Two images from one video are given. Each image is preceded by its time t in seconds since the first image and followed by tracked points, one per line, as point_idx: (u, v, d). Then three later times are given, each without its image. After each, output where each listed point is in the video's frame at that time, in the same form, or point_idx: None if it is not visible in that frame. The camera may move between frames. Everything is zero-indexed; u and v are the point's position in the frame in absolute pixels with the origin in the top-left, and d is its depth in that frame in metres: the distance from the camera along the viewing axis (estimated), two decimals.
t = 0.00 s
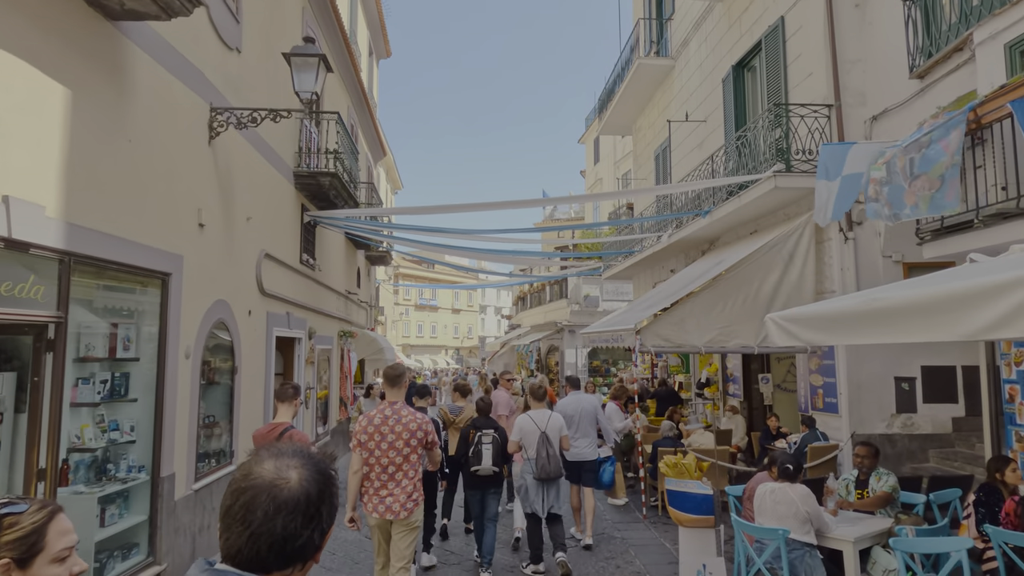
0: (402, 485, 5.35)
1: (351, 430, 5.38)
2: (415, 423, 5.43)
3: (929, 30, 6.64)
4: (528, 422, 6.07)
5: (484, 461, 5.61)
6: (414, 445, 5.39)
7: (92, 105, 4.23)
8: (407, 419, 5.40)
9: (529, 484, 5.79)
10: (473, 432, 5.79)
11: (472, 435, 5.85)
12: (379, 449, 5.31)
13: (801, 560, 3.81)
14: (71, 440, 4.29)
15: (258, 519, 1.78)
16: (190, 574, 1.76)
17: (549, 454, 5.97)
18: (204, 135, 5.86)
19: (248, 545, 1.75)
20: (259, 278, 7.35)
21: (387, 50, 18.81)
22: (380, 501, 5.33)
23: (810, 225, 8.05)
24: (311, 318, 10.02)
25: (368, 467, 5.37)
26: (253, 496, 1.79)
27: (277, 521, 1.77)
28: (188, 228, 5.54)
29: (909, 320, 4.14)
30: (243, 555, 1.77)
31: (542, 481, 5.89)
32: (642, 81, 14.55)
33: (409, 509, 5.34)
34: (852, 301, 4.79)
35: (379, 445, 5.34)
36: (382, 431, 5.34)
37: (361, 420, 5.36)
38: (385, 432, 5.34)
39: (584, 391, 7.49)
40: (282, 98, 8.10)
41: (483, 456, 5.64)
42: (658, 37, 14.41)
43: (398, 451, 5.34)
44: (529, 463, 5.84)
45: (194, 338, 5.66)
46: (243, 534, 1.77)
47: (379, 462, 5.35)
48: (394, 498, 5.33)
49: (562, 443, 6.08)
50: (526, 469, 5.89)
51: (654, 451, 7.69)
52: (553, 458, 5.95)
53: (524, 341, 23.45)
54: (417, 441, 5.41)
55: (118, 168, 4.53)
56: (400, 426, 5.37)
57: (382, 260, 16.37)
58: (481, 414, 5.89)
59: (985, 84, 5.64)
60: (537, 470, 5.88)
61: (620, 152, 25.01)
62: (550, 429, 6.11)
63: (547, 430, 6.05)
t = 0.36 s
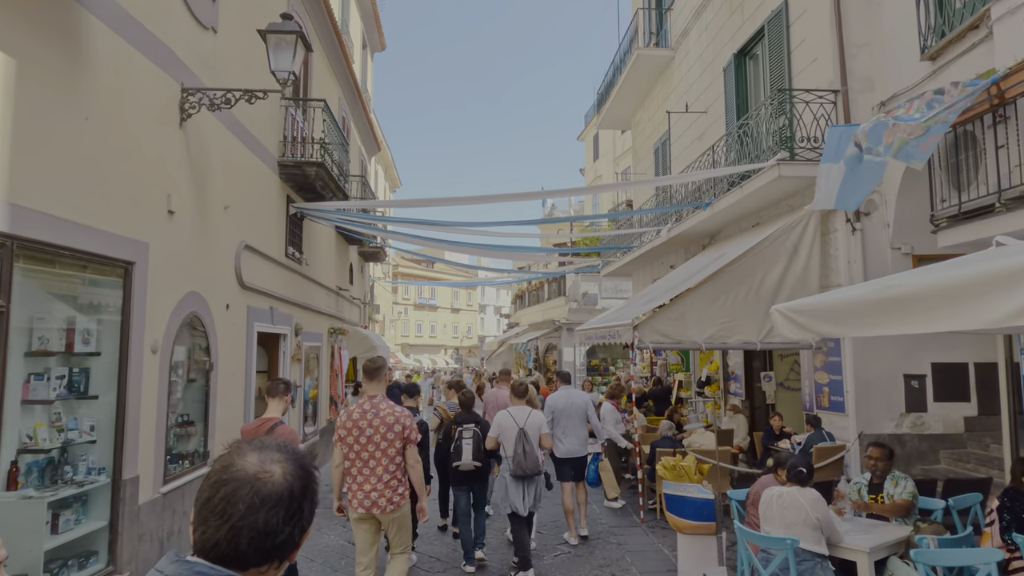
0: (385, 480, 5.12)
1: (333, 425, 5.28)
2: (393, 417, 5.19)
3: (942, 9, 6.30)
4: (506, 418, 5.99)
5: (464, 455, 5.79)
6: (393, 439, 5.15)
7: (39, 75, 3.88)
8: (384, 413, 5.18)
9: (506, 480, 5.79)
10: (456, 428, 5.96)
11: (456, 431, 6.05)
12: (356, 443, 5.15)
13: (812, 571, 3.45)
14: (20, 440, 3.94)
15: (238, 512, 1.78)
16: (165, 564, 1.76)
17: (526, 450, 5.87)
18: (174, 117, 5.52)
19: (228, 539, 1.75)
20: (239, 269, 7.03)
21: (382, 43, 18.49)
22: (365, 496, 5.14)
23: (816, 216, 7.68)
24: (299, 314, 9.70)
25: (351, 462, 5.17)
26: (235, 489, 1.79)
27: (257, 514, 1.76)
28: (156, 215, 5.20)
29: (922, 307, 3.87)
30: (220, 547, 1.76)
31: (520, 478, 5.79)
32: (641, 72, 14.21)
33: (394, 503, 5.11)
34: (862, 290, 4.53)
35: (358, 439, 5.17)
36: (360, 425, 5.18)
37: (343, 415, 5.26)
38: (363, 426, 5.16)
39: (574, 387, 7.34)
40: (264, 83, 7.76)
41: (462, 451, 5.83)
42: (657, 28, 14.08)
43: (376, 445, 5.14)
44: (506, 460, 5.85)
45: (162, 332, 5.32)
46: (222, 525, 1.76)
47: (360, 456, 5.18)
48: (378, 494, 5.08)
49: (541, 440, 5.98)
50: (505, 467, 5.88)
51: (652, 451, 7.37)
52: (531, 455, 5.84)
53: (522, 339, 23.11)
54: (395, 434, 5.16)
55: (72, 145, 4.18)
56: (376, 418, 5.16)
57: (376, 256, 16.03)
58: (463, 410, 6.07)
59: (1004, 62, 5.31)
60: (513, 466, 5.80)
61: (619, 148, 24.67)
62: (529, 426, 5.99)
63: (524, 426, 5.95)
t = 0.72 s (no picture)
0: (384, 488, 4.81)
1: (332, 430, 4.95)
2: (393, 423, 4.85)
3: None
4: (496, 421, 5.83)
5: (456, 462, 5.52)
6: (391, 448, 4.83)
7: None
8: (385, 419, 4.84)
9: (494, 486, 5.64)
10: (446, 433, 5.69)
11: (445, 436, 5.75)
12: (354, 450, 4.82)
13: None
14: None
15: (179, 516, 1.65)
16: (99, 575, 1.63)
17: (515, 456, 5.68)
18: (143, 103, 5.18)
19: (168, 547, 1.62)
20: (218, 265, 6.70)
21: (378, 38, 18.22)
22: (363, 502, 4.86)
23: (825, 209, 7.31)
24: (287, 313, 9.36)
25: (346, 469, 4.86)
26: (178, 493, 1.66)
27: (200, 522, 1.64)
28: (121, 204, 4.86)
29: (944, 304, 3.55)
30: (157, 555, 1.62)
31: (508, 483, 5.64)
32: (641, 66, 13.88)
33: (391, 512, 4.81)
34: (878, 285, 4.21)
35: (356, 445, 4.84)
36: (358, 432, 4.84)
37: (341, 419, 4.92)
38: (362, 432, 4.83)
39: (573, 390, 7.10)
40: (246, 71, 7.42)
41: (454, 457, 5.57)
42: (658, 21, 13.75)
43: (376, 453, 4.81)
44: (494, 465, 5.70)
45: (129, 332, 4.98)
46: (161, 529, 1.63)
47: (359, 463, 4.87)
48: (375, 502, 4.80)
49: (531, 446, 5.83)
50: (493, 471, 5.74)
51: (653, 457, 7.02)
52: (519, 461, 5.67)
53: (520, 339, 22.76)
54: (394, 441, 4.84)
55: (19, 127, 3.83)
56: (375, 425, 4.82)
57: (371, 254, 15.71)
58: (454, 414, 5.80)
59: None
60: (501, 472, 5.64)
61: (619, 146, 24.35)
62: (519, 430, 5.83)
63: (514, 431, 5.78)
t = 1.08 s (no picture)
0: (391, 484, 4.91)
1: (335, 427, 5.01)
2: (403, 419, 4.96)
3: None
4: (484, 421, 5.56)
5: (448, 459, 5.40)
6: (402, 443, 4.95)
7: None
8: (393, 415, 4.94)
9: (481, 487, 5.48)
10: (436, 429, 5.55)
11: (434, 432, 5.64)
12: (363, 447, 4.89)
13: None
14: None
15: (196, 531, 1.56)
16: None
17: (504, 456, 5.45)
18: (110, 81, 4.81)
19: (185, 560, 1.53)
20: (196, 257, 6.34)
21: (374, 31, 17.90)
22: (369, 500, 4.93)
23: (837, 200, 6.95)
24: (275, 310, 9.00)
25: (353, 465, 4.94)
26: (193, 507, 1.58)
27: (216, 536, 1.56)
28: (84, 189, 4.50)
29: (982, 296, 3.18)
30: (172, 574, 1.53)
31: (497, 486, 5.45)
32: (643, 57, 13.51)
33: (399, 509, 4.90)
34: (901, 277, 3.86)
35: (364, 442, 4.91)
36: (367, 429, 4.91)
37: (348, 416, 4.97)
38: (371, 428, 4.90)
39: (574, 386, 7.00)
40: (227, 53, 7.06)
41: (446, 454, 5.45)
42: (660, 11, 13.39)
43: (385, 449, 4.91)
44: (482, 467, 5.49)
45: (93, 328, 4.62)
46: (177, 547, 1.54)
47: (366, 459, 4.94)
48: (382, 499, 4.86)
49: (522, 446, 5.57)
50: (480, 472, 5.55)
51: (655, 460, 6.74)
52: (508, 462, 5.43)
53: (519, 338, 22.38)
54: (404, 438, 4.95)
55: None
56: (384, 422, 4.91)
57: (366, 251, 15.36)
58: (444, 411, 5.72)
59: None
60: (489, 473, 5.42)
61: (619, 142, 23.97)
62: (508, 430, 5.54)
63: (503, 431, 5.52)
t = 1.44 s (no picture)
0: (379, 488, 4.54)
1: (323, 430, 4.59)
2: (391, 422, 4.57)
3: None
4: (467, 422, 5.41)
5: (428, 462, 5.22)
6: (390, 447, 4.57)
7: None
8: (380, 418, 4.54)
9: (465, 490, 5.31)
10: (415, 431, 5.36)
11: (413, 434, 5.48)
12: (350, 453, 4.50)
13: None
14: None
15: (166, 523, 1.41)
16: None
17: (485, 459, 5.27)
18: (70, 55, 4.42)
19: (157, 553, 1.38)
20: (171, 249, 5.96)
21: (369, 24, 17.53)
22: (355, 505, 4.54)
23: (851, 190, 6.57)
24: (261, 306, 8.63)
25: (337, 471, 4.54)
26: (164, 497, 1.43)
27: (189, 529, 1.42)
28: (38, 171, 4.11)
29: None
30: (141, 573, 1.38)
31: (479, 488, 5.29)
32: (645, 48, 13.13)
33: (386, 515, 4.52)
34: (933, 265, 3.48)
35: (351, 448, 4.50)
36: (354, 433, 4.52)
37: (336, 420, 4.58)
38: (358, 433, 4.51)
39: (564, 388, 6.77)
40: (206, 34, 6.67)
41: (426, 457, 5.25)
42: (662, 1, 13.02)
43: (372, 453, 4.52)
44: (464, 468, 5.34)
45: (47, 322, 4.24)
46: (146, 543, 1.38)
47: (352, 465, 4.54)
48: (369, 504, 4.49)
49: (507, 447, 5.41)
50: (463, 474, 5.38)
51: (659, 465, 6.36)
52: (490, 465, 5.28)
53: (518, 337, 22.00)
54: (392, 441, 4.56)
55: None
56: (372, 425, 4.52)
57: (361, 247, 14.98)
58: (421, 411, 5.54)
59: None
60: (470, 476, 5.28)
61: (620, 139, 23.60)
62: (490, 432, 5.38)
63: (485, 432, 5.36)
